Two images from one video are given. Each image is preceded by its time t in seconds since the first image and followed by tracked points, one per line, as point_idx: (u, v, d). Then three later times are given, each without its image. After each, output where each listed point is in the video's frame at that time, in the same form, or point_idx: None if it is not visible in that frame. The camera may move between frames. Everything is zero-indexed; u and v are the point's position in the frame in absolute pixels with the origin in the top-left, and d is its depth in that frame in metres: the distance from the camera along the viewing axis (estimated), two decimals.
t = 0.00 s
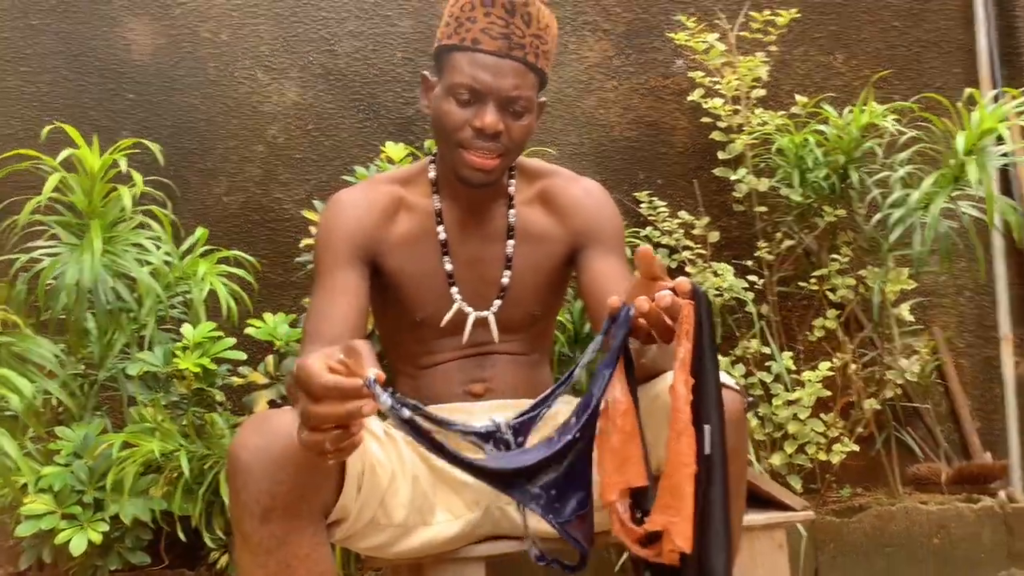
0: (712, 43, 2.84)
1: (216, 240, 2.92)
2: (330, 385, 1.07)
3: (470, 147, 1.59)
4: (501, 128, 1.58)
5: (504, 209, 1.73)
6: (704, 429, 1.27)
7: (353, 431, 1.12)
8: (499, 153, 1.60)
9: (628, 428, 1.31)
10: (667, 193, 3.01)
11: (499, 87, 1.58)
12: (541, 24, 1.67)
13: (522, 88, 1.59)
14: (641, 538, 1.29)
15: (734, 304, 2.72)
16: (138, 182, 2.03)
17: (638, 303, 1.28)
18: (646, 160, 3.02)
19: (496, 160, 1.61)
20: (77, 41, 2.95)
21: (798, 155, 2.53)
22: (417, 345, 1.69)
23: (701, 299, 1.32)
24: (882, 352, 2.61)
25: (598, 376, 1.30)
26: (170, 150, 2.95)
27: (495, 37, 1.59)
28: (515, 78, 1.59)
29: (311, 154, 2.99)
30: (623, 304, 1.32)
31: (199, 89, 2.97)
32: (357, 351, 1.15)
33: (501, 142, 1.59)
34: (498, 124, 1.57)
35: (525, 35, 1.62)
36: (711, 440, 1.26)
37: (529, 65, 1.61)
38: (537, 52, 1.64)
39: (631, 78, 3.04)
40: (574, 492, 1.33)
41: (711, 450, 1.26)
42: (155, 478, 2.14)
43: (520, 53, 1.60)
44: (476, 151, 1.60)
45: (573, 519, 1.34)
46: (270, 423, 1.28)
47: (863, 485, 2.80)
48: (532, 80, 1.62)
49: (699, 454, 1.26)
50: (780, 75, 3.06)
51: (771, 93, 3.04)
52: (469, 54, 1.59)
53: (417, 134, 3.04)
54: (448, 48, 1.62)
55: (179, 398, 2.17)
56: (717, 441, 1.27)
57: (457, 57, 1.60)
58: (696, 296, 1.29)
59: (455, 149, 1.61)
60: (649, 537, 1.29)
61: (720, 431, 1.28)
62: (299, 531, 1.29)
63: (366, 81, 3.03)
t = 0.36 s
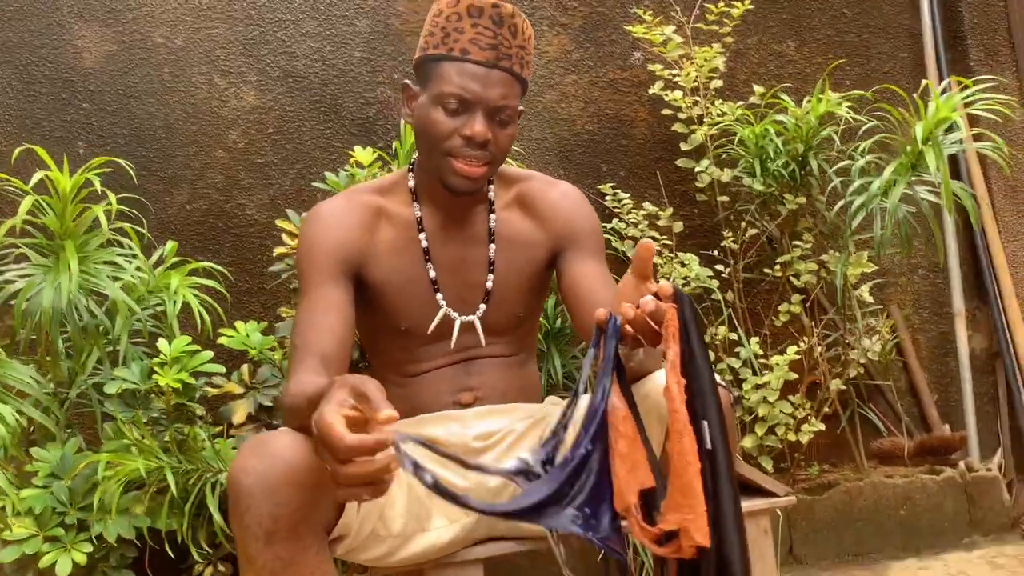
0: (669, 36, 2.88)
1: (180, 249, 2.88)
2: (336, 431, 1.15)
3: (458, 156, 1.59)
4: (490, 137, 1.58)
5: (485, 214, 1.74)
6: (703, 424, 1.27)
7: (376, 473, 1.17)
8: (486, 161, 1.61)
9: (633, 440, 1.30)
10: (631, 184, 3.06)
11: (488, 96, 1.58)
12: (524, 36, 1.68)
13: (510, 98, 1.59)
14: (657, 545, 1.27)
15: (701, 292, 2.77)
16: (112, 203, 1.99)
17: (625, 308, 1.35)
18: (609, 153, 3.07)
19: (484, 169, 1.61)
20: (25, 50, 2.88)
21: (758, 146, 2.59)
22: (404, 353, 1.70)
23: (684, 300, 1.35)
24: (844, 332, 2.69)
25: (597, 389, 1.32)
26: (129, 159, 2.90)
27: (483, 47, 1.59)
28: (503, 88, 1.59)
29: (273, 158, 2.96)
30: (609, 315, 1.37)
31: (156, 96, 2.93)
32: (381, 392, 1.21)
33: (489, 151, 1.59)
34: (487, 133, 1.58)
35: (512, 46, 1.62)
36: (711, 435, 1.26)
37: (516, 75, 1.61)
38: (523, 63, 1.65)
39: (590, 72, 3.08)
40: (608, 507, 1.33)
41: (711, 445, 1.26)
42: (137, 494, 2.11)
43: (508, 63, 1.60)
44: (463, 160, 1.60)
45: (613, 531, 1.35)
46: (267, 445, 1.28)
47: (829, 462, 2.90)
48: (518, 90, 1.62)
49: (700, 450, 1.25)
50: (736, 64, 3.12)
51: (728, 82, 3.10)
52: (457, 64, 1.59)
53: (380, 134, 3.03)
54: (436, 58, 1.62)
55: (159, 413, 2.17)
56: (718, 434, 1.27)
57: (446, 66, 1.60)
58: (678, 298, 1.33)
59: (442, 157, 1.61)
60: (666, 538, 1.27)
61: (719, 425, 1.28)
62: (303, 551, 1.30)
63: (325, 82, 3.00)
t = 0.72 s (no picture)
0: (634, 41, 2.93)
1: (152, 261, 2.87)
2: (319, 461, 1.20)
3: (446, 181, 1.62)
4: (478, 162, 1.62)
5: (463, 239, 1.77)
6: (683, 489, 1.22)
7: (366, 504, 1.19)
8: (473, 186, 1.65)
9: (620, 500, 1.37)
10: (598, 186, 3.12)
11: (476, 123, 1.62)
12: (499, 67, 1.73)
13: (495, 124, 1.64)
14: None
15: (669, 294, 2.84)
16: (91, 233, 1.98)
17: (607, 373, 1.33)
18: (576, 156, 3.12)
19: (470, 193, 1.65)
20: None
21: (723, 152, 2.65)
22: (387, 377, 1.74)
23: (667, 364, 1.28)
24: (807, 329, 2.78)
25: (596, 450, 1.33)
26: (96, 171, 2.88)
27: (467, 76, 1.63)
28: (487, 114, 1.64)
29: (242, 167, 2.95)
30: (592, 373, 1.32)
31: (121, 107, 2.90)
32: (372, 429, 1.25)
33: (476, 175, 1.63)
34: (476, 159, 1.62)
35: (493, 75, 1.67)
36: (690, 499, 1.22)
37: (497, 101, 1.67)
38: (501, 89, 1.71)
39: (556, 76, 3.12)
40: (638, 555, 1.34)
41: (690, 506, 1.21)
42: (120, 511, 2.13)
43: (490, 90, 1.65)
44: (451, 185, 1.63)
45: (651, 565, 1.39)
46: (264, 483, 1.33)
47: (794, 453, 2.99)
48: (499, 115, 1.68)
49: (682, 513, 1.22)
50: (699, 67, 3.17)
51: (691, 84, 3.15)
52: (443, 93, 1.63)
53: (349, 142, 3.05)
54: (419, 88, 1.65)
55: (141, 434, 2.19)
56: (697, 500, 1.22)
57: (431, 96, 1.63)
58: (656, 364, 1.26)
59: (430, 184, 1.64)
60: None
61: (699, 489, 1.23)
62: None
63: (293, 90, 3.00)
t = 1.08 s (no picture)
0: (665, 48, 2.98)
1: (193, 256, 2.97)
2: (381, 474, 1.27)
3: (484, 180, 1.68)
4: (511, 159, 1.69)
5: (499, 260, 1.85)
6: (711, 518, 1.32)
7: (427, 507, 1.29)
8: (511, 184, 1.70)
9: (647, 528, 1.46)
10: (626, 188, 3.19)
11: (506, 125, 1.71)
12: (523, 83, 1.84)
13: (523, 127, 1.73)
14: None
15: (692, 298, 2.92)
16: (146, 241, 2.13)
17: (641, 411, 1.38)
18: (605, 158, 3.19)
19: (508, 190, 1.70)
20: (35, 59, 2.91)
21: (749, 162, 2.70)
22: (424, 390, 1.84)
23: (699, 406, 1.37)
24: (828, 335, 2.85)
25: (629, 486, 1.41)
26: (140, 167, 2.97)
27: (493, 87, 1.74)
28: (515, 119, 1.73)
29: (280, 166, 3.05)
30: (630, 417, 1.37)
31: (164, 105, 2.99)
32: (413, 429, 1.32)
33: (512, 172, 1.70)
34: (509, 155, 1.69)
35: (518, 84, 1.77)
36: (718, 528, 1.31)
37: (524, 109, 1.76)
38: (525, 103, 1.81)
39: (586, 78, 3.17)
40: None
41: (717, 535, 1.31)
42: (168, 503, 2.25)
43: (516, 99, 1.75)
44: (489, 183, 1.69)
45: None
46: (316, 498, 1.44)
47: (812, 453, 3.07)
48: (526, 123, 1.77)
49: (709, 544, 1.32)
50: (727, 71, 3.22)
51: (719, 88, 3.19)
52: (472, 104, 1.73)
53: (384, 142, 3.12)
54: (450, 104, 1.75)
55: (187, 430, 2.34)
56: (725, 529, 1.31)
57: (462, 107, 1.72)
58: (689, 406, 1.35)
59: (469, 184, 1.69)
60: None
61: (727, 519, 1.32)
62: None
63: (330, 90, 3.07)
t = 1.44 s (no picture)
0: (732, 23, 2.96)
1: (267, 225, 3.11)
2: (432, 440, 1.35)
3: (535, 142, 1.73)
4: (558, 123, 1.75)
5: (557, 241, 1.90)
6: (731, 510, 1.31)
7: (480, 465, 1.35)
8: (561, 146, 1.75)
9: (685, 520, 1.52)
10: (689, 164, 3.20)
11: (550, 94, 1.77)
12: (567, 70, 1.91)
13: (567, 98, 1.80)
14: None
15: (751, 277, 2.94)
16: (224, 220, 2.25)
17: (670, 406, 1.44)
18: (669, 133, 3.20)
19: (559, 151, 1.75)
20: (122, 35, 3.04)
21: (813, 142, 2.69)
22: (482, 364, 1.92)
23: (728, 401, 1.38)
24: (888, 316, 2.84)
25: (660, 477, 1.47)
26: (218, 139, 3.10)
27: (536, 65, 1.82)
28: (559, 91, 1.80)
29: (351, 139, 3.15)
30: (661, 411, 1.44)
31: (242, 79, 3.10)
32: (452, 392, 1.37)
33: (561, 135, 1.75)
34: (555, 120, 1.75)
35: (560, 63, 1.84)
36: (737, 518, 1.31)
37: (567, 83, 1.83)
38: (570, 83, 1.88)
39: (652, 53, 3.18)
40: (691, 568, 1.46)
41: (737, 526, 1.30)
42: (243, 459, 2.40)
43: (559, 74, 1.83)
44: (541, 146, 1.74)
45: None
46: (379, 468, 1.53)
47: (868, 432, 3.08)
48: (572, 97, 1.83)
49: (728, 533, 1.32)
50: (797, 46, 3.17)
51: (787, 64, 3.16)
52: (518, 82, 1.81)
53: (450, 116, 3.19)
54: (498, 87, 1.83)
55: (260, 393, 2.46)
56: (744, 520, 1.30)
57: (508, 86, 1.80)
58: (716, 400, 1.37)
59: (520, 148, 1.74)
60: None
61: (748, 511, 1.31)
62: (407, 557, 1.54)
63: (399, 65, 3.15)
